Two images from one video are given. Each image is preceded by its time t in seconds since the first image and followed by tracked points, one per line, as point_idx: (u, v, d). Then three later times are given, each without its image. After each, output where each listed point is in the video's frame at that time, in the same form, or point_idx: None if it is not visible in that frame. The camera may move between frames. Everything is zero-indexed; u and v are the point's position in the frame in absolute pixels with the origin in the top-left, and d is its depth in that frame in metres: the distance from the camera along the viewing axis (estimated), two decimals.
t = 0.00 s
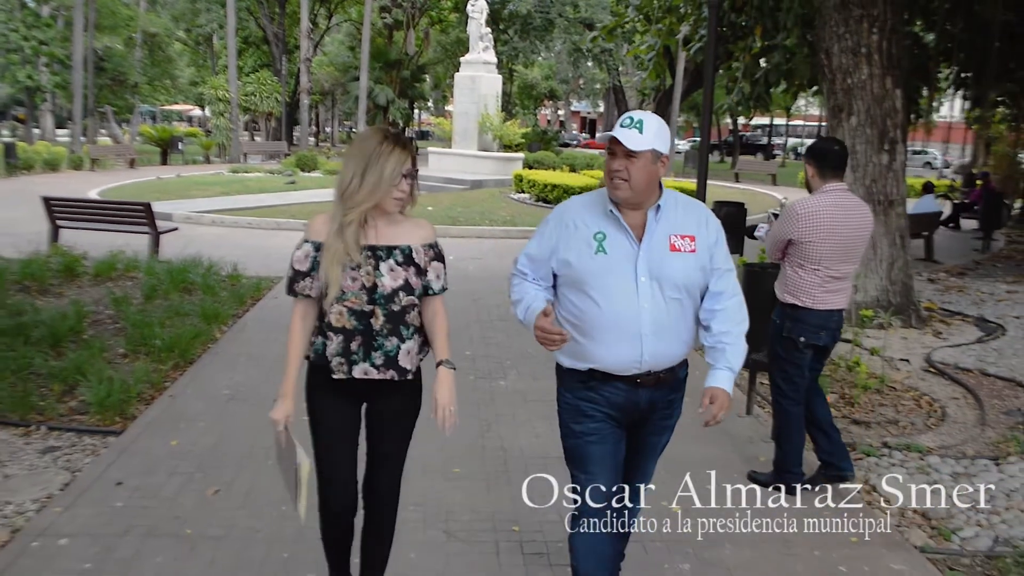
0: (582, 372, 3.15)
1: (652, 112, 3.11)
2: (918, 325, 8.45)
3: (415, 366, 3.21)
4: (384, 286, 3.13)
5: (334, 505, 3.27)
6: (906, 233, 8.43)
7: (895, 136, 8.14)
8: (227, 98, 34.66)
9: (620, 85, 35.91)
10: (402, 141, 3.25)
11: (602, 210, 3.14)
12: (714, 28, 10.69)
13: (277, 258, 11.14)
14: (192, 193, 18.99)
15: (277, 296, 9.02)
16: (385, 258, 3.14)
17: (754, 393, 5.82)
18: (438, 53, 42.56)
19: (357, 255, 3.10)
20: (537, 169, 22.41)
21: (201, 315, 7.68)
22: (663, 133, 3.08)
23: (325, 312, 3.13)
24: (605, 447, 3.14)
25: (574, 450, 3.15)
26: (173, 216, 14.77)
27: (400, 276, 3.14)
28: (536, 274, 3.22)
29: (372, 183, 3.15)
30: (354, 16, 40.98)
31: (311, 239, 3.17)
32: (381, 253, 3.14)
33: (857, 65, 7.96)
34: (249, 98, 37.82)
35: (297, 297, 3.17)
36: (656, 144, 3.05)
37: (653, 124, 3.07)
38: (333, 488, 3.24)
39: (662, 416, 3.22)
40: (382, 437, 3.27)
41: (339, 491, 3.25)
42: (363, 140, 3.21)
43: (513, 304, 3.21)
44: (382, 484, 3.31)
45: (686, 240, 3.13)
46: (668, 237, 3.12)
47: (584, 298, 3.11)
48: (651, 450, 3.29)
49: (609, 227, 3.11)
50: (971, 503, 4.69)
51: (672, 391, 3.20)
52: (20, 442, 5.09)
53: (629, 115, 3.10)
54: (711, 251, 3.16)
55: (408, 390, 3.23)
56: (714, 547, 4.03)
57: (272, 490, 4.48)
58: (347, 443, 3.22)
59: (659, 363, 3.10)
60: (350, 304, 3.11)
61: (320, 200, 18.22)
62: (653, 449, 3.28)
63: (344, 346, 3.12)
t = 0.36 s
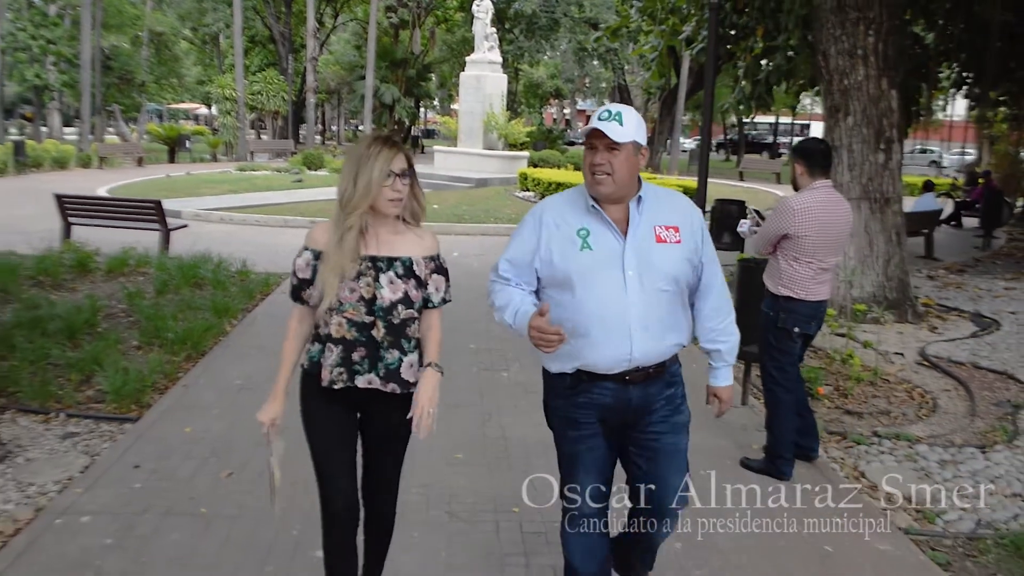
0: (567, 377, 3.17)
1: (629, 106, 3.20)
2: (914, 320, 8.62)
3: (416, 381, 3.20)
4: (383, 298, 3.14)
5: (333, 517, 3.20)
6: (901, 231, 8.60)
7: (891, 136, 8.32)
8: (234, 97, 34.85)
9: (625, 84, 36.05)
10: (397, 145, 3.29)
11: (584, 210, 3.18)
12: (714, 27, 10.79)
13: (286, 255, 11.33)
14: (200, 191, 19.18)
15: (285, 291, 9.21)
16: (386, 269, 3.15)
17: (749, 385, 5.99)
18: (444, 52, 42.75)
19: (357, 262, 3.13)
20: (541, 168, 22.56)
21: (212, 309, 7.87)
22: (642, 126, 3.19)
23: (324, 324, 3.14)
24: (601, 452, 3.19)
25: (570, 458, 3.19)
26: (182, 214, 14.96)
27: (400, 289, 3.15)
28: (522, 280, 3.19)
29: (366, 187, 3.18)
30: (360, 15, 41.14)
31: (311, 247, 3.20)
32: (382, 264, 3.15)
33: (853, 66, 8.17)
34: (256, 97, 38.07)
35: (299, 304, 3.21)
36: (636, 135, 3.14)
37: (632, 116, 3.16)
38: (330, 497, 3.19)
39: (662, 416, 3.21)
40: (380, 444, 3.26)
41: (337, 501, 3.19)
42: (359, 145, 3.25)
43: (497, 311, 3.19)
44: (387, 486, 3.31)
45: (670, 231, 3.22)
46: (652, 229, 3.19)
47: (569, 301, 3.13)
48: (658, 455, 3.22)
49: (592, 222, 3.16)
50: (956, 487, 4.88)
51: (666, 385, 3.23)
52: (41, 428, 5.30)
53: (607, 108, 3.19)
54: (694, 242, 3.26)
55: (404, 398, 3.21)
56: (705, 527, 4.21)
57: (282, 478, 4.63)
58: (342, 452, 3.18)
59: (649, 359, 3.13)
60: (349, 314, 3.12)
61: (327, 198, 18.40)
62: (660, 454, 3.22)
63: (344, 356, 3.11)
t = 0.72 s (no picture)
0: (555, 374, 3.26)
1: (618, 103, 3.21)
2: (911, 315, 8.78)
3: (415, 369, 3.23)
4: (380, 287, 3.15)
5: (341, 501, 3.34)
6: (898, 227, 8.78)
7: (887, 133, 8.53)
8: (242, 96, 35.07)
9: (631, 83, 36.18)
10: (385, 133, 3.28)
11: (574, 208, 3.23)
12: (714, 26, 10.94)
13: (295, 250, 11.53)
14: (210, 189, 19.40)
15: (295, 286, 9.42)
16: (379, 258, 3.15)
17: (746, 374, 6.18)
18: (452, 50, 42.96)
19: (347, 252, 3.13)
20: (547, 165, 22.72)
21: (224, 301, 8.09)
22: (632, 122, 3.19)
23: (319, 315, 3.14)
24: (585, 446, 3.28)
25: (560, 450, 3.31)
26: (192, 210, 15.18)
27: (395, 277, 3.16)
28: (512, 271, 3.29)
29: (359, 175, 3.18)
30: (367, 13, 41.33)
31: (300, 238, 3.17)
32: (375, 253, 3.15)
33: (849, 65, 8.38)
34: (264, 95, 38.34)
35: (288, 299, 3.14)
36: (626, 132, 3.14)
37: (620, 114, 3.17)
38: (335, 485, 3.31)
39: (643, 415, 3.22)
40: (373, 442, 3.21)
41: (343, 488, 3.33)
42: (347, 134, 3.24)
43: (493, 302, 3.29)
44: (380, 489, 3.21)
45: (659, 230, 3.21)
46: (640, 228, 3.19)
47: (553, 297, 3.20)
48: (636, 454, 3.23)
49: (580, 221, 3.20)
50: (942, 472, 5.07)
51: (652, 386, 3.22)
52: (62, 412, 5.52)
53: (598, 104, 3.20)
54: (684, 240, 3.24)
55: (404, 392, 3.22)
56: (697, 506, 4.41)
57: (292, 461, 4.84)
58: (342, 444, 3.25)
59: (629, 361, 3.16)
60: (346, 305, 3.12)
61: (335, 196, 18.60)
62: (640, 453, 3.23)
63: (343, 349, 3.13)
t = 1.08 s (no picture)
0: (571, 366, 3.27)
1: (658, 98, 3.13)
2: (907, 309, 8.96)
3: (426, 366, 3.12)
4: (390, 284, 3.05)
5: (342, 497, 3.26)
6: (895, 222, 8.96)
7: (884, 130, 8.70)
8: (250, 94, 35.36)
9: (637, 81, 36.36)
10: (406, 131, 3.17)
11: (602, 205, 3.19)
12: (715, 26, 11.11)
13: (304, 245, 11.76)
14: (219, 185, 19.66)
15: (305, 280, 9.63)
16: (391, 255, 3.05)
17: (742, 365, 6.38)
18: (458, 48, 43.20)
19: (362, 251, 3.01)
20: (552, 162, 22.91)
21: (236, 295, 8.31)
22: (669, 119, 3.11)
23: (330, 310, 3.05)
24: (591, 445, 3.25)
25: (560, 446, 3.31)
26: (202, 207, 15.42)
27: (406, 274, 3.06)
28: (538, 261, 3.34)
29: (382, 176, 3.07)
30: (374, 11, 41.58)
31: (314, 234, 3.08)
32: (387, 250, 3.05)
33: (847, 63, 8.56)
34: (272, 93, 38.65)
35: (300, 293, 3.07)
36: (662, 130, 3.07)
37: (658, 110, 3.09)
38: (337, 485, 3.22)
39: (654, 418, 3.16)
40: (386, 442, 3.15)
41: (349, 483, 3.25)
42: (368, 129, 3.12)
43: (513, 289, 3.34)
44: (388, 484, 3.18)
45: (683, 233, 3.12)
46: (663, 229, 3.12)
47: (571, 292, 3.21)
48: (647, 456, 3.17)
49: (605, 216, 3.17)
50: (930, 457, 5.26)
51: (666, 389, 3.15)
52: (83, 399, 5.74)
53: (634, 99, 3.13)
54: (710, 244, 3.14)
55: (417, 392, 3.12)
56: (693, 488, 4.59)
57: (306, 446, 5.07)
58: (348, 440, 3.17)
59: (640, 362, 3.12)
60: (356, 300, 3.03)
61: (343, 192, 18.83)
62: (650, 456, 3.16)
63: (350, 345, 3.04)
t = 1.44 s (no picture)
0: (582, 358, 3.24)
1: (670, 95, 3.13)
2: (903, 302, 9.16)
3: (434, 361, 3.17)
4: (399, 279, 3.09)
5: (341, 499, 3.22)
6: (892, 217, 9.15)
7: (881, 127, 8.89)
8: (258, 91, 35.63)
9: (642, 78, 36.53)
10: (415, 127, 3.19)
11: (618, 199, 3.18)
12: (716, 27, 11.23)
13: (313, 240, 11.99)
14: (228, 182, 19.91)
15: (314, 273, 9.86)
16: (399, 251, 3.09)
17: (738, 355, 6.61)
18: (464, 45, 43.41)
19: (369, 247, 3.05)
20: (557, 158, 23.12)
21: (248, 287, 8.54)
22: (681, 116, 3.10)
23: (341, 306, 3.09)
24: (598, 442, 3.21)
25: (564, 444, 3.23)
26: (212, 203, 15.66)
27: (414, 269, 3.10)
28: (550, 253, 3.31)
29: (391, 171, 3.10)
30: (380, 9, 41.82)
31: (323, 230, 3.13)
32: (395, 246, 3.09)
33: (845, 61, 8.74)
34: (279, 90, 38.94)
35: (311, 289, 3.13)
36: (672, 128, 3.05)
37: (669, 107, 3.09)
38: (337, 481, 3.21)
39: (663, 413, 3.20)
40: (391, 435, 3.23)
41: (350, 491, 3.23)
42: (377, 126, 3.14)
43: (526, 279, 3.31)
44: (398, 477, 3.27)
45: (698, 228, 3.13)
46: (679, 223, 3.12)
47: (586, 286, 3.19)
48: (652, 449, 3.24)
49: (621, 210, 3.16)
50: (918, 441, 5.45)
51: (678, 384, 3.19)
52: (103, 386, 5.97)
53: (646, 97, 3.13)
54: (723, 239, 3.16)
55: (424, 388, 3.18)
56: (689, 469, 4.79)
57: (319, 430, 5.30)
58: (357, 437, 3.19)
59: (657, 355, 3.13)
60: (365, 297, 3.07)
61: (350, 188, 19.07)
62: (655, 449, 3.23)
63: (361, 340, 3.08)
